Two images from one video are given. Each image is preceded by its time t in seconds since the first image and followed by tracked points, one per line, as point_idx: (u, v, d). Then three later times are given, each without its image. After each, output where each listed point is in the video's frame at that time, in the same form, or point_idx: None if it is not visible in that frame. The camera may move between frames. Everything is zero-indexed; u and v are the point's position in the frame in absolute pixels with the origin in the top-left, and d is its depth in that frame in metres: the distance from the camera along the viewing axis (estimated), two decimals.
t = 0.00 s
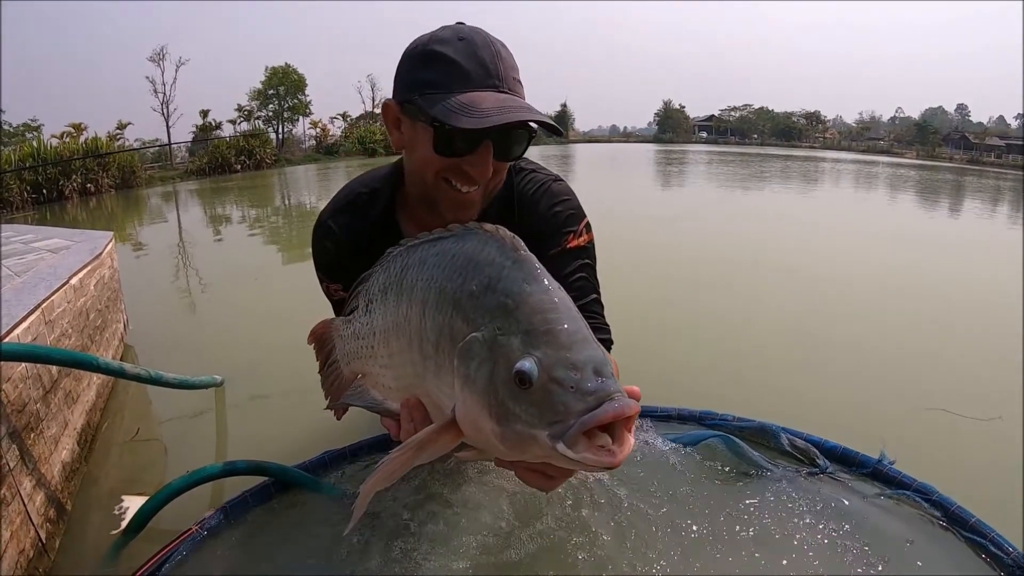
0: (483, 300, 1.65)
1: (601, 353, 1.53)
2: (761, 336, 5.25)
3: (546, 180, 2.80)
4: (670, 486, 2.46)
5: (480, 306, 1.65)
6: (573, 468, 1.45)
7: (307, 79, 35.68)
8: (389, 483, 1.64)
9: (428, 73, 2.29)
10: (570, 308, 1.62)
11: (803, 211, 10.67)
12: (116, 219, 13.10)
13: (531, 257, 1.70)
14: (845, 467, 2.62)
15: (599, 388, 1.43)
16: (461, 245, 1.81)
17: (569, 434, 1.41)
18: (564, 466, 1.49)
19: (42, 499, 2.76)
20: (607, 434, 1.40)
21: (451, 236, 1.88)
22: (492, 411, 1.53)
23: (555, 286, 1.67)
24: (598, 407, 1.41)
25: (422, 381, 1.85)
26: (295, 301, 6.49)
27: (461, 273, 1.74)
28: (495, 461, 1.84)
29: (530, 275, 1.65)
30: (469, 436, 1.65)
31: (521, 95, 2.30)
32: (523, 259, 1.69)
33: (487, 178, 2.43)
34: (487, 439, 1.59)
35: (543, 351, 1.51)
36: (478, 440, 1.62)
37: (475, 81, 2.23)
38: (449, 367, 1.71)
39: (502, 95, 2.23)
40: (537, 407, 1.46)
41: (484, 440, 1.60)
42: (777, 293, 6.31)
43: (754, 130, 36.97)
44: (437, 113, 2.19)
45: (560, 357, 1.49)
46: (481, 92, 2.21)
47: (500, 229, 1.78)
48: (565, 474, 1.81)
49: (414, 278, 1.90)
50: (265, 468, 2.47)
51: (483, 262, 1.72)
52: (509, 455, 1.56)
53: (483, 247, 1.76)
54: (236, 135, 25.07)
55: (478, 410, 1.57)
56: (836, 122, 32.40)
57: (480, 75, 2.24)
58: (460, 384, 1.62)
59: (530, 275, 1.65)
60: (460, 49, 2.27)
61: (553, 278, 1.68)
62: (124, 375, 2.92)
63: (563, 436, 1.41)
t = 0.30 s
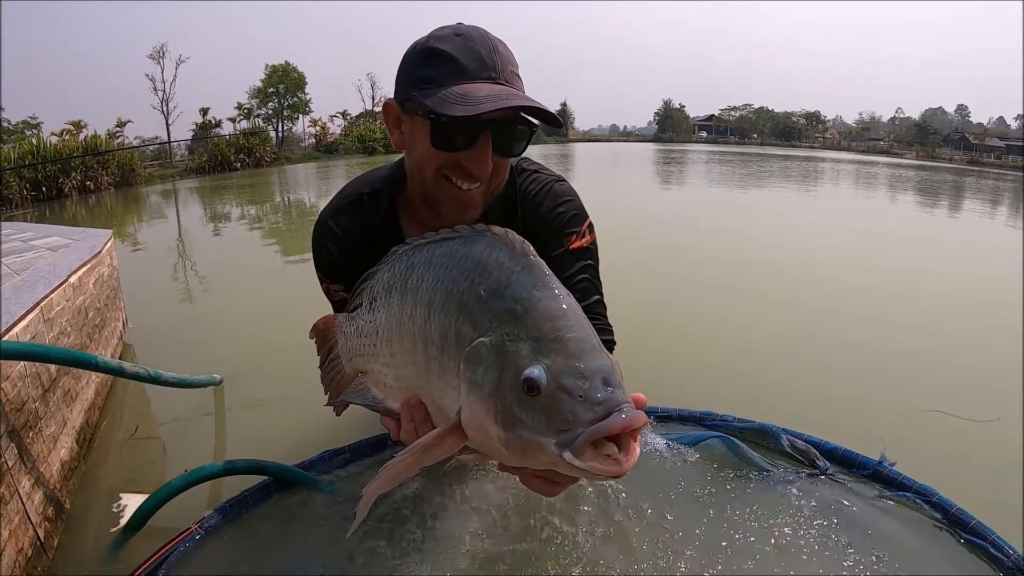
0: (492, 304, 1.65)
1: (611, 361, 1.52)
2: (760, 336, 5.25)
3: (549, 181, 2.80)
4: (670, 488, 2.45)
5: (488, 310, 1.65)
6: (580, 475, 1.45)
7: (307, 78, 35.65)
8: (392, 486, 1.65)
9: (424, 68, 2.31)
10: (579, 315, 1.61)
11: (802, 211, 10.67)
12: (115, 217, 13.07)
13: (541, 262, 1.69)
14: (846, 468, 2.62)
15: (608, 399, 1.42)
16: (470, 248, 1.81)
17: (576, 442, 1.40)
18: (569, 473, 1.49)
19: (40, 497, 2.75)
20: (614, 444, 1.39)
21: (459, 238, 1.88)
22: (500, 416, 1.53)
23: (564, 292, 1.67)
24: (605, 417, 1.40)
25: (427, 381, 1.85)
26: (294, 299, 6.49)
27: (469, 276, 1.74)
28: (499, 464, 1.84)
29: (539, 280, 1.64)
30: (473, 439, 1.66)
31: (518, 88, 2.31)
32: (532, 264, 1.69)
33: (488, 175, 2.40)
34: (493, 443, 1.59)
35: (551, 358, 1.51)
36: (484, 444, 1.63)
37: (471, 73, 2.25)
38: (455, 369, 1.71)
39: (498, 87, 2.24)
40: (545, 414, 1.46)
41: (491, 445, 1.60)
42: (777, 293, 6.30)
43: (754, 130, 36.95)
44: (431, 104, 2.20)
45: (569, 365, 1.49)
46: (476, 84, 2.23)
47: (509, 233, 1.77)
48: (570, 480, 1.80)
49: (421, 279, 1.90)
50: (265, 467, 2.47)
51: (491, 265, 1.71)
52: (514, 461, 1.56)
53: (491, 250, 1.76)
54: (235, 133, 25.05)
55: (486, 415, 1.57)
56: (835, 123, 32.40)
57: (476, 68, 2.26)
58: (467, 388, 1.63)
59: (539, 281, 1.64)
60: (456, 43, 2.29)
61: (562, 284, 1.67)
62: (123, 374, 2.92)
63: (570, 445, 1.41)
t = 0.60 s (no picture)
0: (490, 307, 1.64)
1: (609, 364, 1.52)
2: (759, 335, 5.24)
3: (548, 180, 2.79)
4: (670, 486, 2.45)
5: (487, 313, 1.64)
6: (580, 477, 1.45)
7: (307, 76, 35.58)
8: (394, 491, 1.63)
9: (406, 69, 2.34)
10: (577, 317, 1.60)
11: (801, 211, 10.66)
12: (114, 215, 13.03)
13: (538, 264, 1.68)
14: (846, 468, 2.61)
15: (606, 402, 1.43)
16: (468, 250, 1.80)
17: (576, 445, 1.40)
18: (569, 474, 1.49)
19: (38, 495, 2.74)
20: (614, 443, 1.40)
21: (456, 239, 1.87)
22: (499, 419, 1.53)
23: (563, 294, 1.66)
24: (604, 421, 1.41)
25: (427, 384, 1.84)
26: (292, 297, 6.47)
27: (467, 279, 1.73)
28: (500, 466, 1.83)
29: (537, 283, 1.64)
30: (476, 440, 1.65)
31: (501, 77, 2.31)
32: (530, 266, 1.68)
33: (481, 171, 2.39)
34: (493, 446, 1.58)
35: (550, 361, 1.50)
36: (485, 446, 1.62)
37: (450, 68, 2.26)
38: (455, 372, 1.70)
39: (478, 79, 2.24)
40: (545, 418, 1.46)
41: (491, 447, 1.60)
42: (777, 293, 6.29)
43: (753, 129, 36.96)
44: (410, 103, 2.24)
45: (568, 368, 1.48)
46: (456, 77, 2.25)
47: (506, 235, 1.76)
48: (572, 481, 1.79)
49: (419, 281, 1.89)
50: (265, 465, 2.46)
51: (489, 268, 1.71)
52: (515, 463, 1.56)
53: (489, 252, 1.75)
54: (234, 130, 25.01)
55: (486, 418, 1.56)
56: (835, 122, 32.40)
57: (456, 62, 2.27)
58: (468, 391, 1.62)
59: (537, 283, 1.64)
60: (435, 41, 2.32)
61: (561, 286, 1.66)
62: (121, 372, 2.91)
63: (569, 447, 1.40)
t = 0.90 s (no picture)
0: (487, 308, 1.64)
1: (603, 370, 1.52)
2: (756, 334, 5.25)
3: (543, 177, 2.79)
4: (667, 483, 2.46)
5: (484, 313, 1.64)
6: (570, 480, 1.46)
7: (305, 75, 35.55)
8: (387, 487, 1.62)
9: (392, 69, 2.35)
10: (573, 321, 1.60)
11: (799, 210, 10.67)
12: (112, 214, 13.02)
13: (536, 266, 1.69)
14: (843, 465, 2.62)
15: (598, 408, 1.43)
16: (466, 248, 1.80)
17: (566, 448, 1.41)
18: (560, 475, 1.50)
19: (37, 493, 2.75)
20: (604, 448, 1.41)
21: (455, 237, 1.87)
22: (493, 419, 1.54)
23: (560, 297, 1.66)
24: (594, 426, 1.41)
25: (422, 379, 1.85)
26: (291, 296, 6.48)
27: (465, 277, 1.73)
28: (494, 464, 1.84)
29: (534, 285, 1.64)
30: (470, 437, 1.65)
31: (484, 72, 2.30)
32: (528, 268, 1.68)
33: (468, 168, 2.39)
34: (487, 444, 1.60)
35: (544, 365, 1.50)
36: (479, 444, 1.63)
37: (433, 66, 2.27)
38: (451, 369, 1.71)
39: (460, 76, 2.24)
40: (537, 421, 1.47)
41: (484, 445, 1.61)
42: (774, 292, 6.30)
43: (752, 128, 37.00)
44: (394, 103, 2.24)
45: (561, 373, 1.48)
46: (438, 76, 2.25)
47: (506, 235, 1.76)
48: (563, 480, 1.80)
49: (417, 277, 1.89)
50: (263, 462, 2.46)
51: (487, 268, 1.71)
52: (507, 462, 1.57)
53: (487, 252, 1.75)
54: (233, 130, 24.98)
55: (480, 416, 1.58)
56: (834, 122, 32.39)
57: (438, 61, 2.28)
58: (463, 389, 1.63)
59: (534, 285, 1.64)
60: (418, 40, 2.33)
61: (558, 289, 1.66)
62: (119, 370, 2.91)
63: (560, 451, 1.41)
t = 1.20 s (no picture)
0: (489, 307, 1.65)
1: (604, 368, 1.53)
2: (755, 334, 5.26)
3: (538, 175, 2.80)
4: (665, 483, 2.47)
5: (485, 312, 1.65)
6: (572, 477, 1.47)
7: (304, 74, 35.52)
8: (390, 484, 1.65)
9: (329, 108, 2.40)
10: (575, 320, 1.61)
11: (798, 209, 10.67)
12: (111, 214, 13.03)
13: (538, 266, 1.69)
14: (840, 464, 2.63)
15: (599, 405, 1.44)
16: (468, 248, 1.81)
17: (567, 445, 1.42)
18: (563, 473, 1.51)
19: (36, 493, 2.76)
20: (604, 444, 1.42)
21: (457, 237, 1.88)
22: (495, 417, 1.55)
23: (562, 296, 1.66)
24: (595, 422, 1.42)
25: (424, 377, 1.87)
26: (290, 296, 6.48)
27: (467, 277, 1.74)
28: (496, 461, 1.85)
29: (536, 284, 1.64)
30: (471, 434, 1.66)
31: (398, 82, 2.19)
32: (529, 268, 1.68)
33: (427, 176, 2.39)
34: (490, 442, 1.61)
35: (546, 364, 1.51)
36: (480, 441, 1.65)
37: (350, 97, 2.24)
38: (453, 368, 1.72)
39: (376, 99, 2.17)
40: (538, 418, 1.48)
41: (486, 442, 1.62)
42: (773, 291, 6.31)
43: (751, 127, 37.01)
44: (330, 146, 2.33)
45: (562, 370, 1.49)
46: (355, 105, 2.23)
47: (506, 235, 1.76)
48: (565, 476, 1.81)
49: (420, 277, 1.90)
50: (263, 461, 2.47)
51: (489, 268, 1.72)
52: (509, 458, 1.59)
53: (489, 252, 1.76)
54: (232, 130, 24.96)
55: (482, 414, 1.59)
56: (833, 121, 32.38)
57: (352, 89, 2.24)
58: (465, 388, 1.65)
59: (536, 284, 1.64)
60: (337, 72, 2.31)
61: (560, 288, 1.66)
62: (118, 370, 2.92)
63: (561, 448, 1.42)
